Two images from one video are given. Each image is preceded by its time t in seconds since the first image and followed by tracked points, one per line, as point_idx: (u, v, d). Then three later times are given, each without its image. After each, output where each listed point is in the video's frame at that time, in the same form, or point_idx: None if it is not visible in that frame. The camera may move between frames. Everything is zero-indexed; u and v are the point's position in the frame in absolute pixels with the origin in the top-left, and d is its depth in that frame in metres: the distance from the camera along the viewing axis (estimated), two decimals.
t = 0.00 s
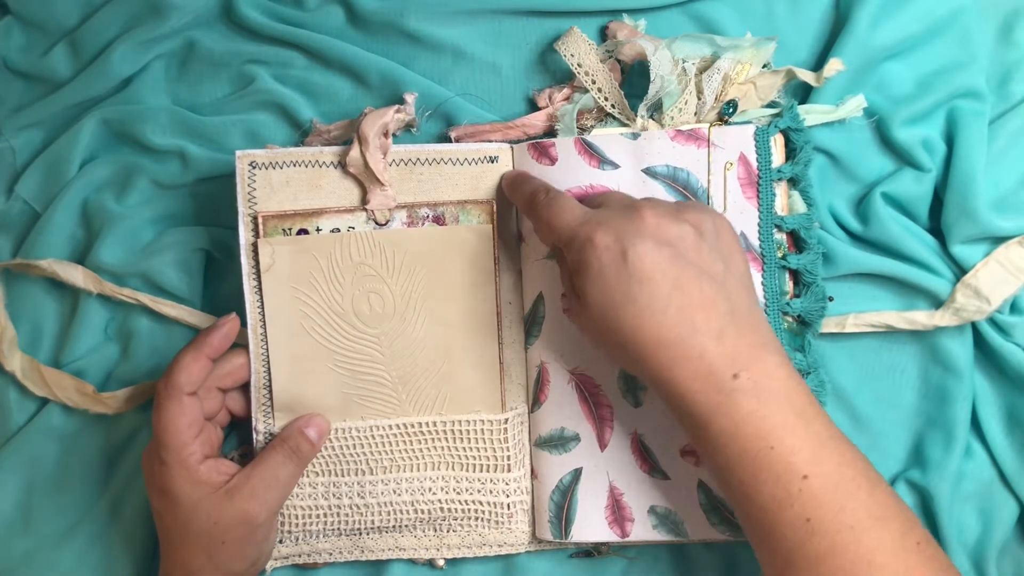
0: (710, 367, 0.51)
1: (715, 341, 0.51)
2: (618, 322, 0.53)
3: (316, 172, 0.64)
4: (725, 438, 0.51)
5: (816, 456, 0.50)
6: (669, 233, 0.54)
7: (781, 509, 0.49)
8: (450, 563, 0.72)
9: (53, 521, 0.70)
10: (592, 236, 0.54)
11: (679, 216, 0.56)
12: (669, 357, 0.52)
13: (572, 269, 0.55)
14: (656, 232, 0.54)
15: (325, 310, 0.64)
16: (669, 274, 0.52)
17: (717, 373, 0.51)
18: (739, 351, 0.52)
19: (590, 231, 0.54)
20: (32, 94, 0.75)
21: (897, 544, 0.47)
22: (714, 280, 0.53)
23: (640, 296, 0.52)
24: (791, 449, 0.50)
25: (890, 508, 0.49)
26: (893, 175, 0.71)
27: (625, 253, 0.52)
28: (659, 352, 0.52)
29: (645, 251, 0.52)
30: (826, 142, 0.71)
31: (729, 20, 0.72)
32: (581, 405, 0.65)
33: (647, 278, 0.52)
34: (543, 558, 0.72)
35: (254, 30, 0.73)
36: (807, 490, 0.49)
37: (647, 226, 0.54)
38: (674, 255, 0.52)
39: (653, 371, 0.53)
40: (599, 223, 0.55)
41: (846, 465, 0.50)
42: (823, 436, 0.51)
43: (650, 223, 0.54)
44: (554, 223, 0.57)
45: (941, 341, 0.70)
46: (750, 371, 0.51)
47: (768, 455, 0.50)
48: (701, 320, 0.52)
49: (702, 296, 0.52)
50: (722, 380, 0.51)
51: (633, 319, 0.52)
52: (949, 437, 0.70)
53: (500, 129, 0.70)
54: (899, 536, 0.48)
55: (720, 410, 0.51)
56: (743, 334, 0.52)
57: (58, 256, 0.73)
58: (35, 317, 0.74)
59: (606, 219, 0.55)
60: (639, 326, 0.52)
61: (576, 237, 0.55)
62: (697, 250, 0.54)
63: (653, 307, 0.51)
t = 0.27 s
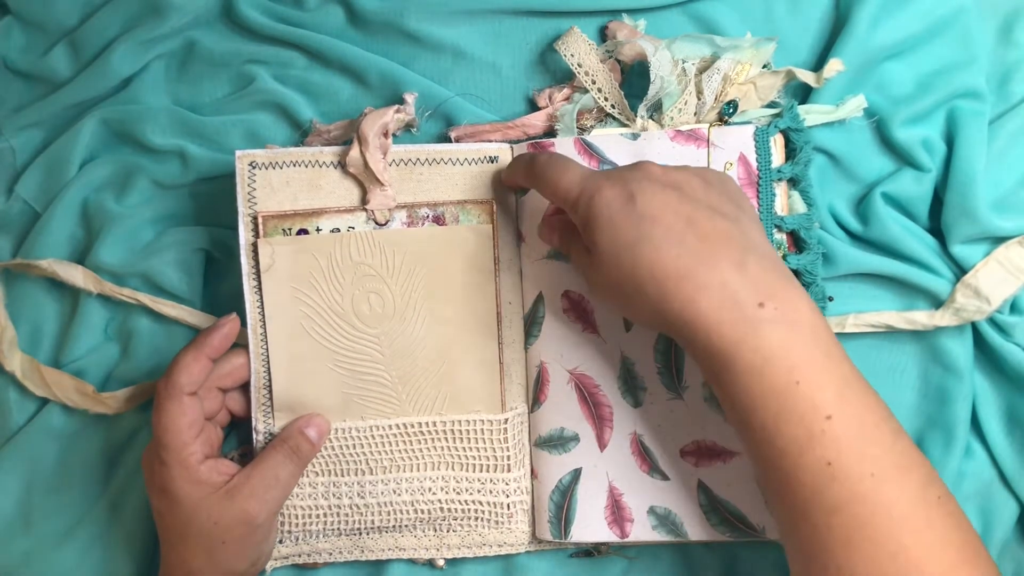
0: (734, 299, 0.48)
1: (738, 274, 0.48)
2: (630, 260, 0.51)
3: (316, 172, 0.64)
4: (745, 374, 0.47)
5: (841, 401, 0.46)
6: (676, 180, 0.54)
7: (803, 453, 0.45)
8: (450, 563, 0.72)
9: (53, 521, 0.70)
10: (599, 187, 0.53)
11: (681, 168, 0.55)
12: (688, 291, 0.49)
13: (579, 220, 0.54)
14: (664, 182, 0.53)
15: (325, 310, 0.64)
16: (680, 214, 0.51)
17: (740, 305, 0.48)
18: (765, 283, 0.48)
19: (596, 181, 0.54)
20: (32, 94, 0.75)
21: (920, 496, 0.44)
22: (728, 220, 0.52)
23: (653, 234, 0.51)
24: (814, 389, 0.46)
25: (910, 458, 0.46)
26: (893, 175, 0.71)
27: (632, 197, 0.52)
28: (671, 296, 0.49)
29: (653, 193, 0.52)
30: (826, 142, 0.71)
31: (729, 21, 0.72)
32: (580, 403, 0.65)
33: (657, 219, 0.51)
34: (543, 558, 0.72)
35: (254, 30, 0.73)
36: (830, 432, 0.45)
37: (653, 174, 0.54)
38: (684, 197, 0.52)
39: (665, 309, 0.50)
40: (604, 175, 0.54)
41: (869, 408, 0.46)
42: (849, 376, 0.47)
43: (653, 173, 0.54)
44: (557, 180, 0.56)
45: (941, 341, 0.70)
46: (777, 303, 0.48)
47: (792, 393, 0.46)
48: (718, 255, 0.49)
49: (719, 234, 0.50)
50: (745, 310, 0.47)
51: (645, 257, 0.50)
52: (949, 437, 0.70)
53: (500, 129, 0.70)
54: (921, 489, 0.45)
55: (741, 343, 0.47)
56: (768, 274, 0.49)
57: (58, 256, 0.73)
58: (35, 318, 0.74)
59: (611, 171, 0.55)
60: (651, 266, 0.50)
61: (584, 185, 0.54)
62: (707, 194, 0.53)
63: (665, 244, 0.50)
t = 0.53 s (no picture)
0: (738, 317, 0.48)
1: (742, 291, 0.48)
2: (635, 276, 0.51)
3: (316, 172, 0.64)
4: (747, 389, 0.47)
5: (842, 417, 0.46)
6: (678, 192, 0.54)
7: (802, 467, 0.46)
8: (450, 563, 0.72)
9: (53, 521, 0.70)
10: (602, 203, 0.53)
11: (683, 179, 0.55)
12: (694, 309, 0.49)
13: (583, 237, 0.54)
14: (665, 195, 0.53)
15: (325, 310, 0.64)
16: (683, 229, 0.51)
17: (744, 322, 0.48)
18: (767, 300, 0.48)
19: (599, 197, 0.54)
20: (32, 93, 0.75)
21: (920, 512, 0.44)
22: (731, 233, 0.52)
23: (657, 251, 0.50)
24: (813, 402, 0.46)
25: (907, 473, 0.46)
26: (893, 175, 0.71)
27: (634, 212, 0.52)
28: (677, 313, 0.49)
29: (656, 207, 0.52)
30: (826, 142, 0.71)
31: (729, 21, 0.72)
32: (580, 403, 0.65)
33: (662, 236, 0.51)
34: (543, 558, 0.72)
35: (254, 30, 0.73)
36: (831, 449, 0.45)
37: (654, 187, 0.54)
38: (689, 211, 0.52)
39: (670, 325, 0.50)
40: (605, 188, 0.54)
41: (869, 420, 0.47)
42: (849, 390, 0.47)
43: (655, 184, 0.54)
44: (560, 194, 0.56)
45: (941, 341, 0.70)
46: (780, 320, 0.48)
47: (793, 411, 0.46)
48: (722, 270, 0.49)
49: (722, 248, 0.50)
50: (749, 327, 0.48)
51: (649, 274, 0.50)
52: (949, 437, 0.70)
53: (500, 129, 0.70)
54: (921, 506, 0.45)
55: (745, 361, 0.47)
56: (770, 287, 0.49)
57: (58, 256, 0.73)
58: (35, 318, 0.74)
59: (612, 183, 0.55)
60: (656, 283, 0.50)
61: (587, 199, 0.54)
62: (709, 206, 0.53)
63: (670, 261, 0.50)
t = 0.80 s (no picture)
0: (746, 382, 0.49)
1: (749, 354, 0.50)
2: (646, 342, 0.51)
3: (316, 172, 0.64)
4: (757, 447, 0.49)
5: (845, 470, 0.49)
6: (685, 250, 0.53)
7: (810, 523, 0.48)
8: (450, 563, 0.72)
9: (53, 521, 0.70)
10: (610, 262, 0.52)
11: (691, 230, 0.54)
12: (702, 376, 0.50)
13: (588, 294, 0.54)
14: (671, 250, 0.52)
15: (325, 310, 0.64)
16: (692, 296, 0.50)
17: (752, 388, 0.49)
18: (773, 361, 0.50)
19: (606, 258, 0.52)
20: (32, 94, 0.75)
21: (921, 562, 0.47)
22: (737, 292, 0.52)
23: (667, 318, 0.50)
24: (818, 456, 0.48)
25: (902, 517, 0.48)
26: (893, 175, 0.71)
27: (644, 276, 0.51)
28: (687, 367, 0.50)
29: (667, 274, 0.50)
30: (826, 142, 0.71)
31: (729, 21, 0.72)
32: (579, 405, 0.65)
33: (673, 304, 0.50)
34: (543, 557, 0.72)
35: (254, 30, 0.73)
36: (837, 505, 0.48)
37: (662, 246, 0.52)
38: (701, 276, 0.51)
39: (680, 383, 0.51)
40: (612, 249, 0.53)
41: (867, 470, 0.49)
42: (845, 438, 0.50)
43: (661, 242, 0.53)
44: (566, 256, 0.55)
45: (941, 342, 0.70)
46: (785, 384, 0.49)
47: (800, 468, 0.48)
48: (729, 334, 0.50)
49: (731, 311, 0.50)
50: (757, 394, 0.49)
51: (660, 341, 0.50)
52: (948, 437, 0.70)
53: (500, 129, 0.70)
54: (923, 556, 0.47)
55: (754, 424, 0.49)
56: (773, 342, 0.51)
57: (58, 256, 0.73)
58: (35, 318, 0.74)
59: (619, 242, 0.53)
60: (665, 347, 0.50)
61: (593, 261, 0.53)
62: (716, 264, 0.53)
63: (679, 327, 0.50)
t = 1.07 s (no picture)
0: (773, 506, 0.51)
1: (772, 469, 0.51)
2: (672, 463, 0.53)
3: (316, 171, 0.64)
4: (787, 563, 0.50)
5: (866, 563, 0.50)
6: (703, 362, 0.54)
7: None
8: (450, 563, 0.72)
9: (53, 520, 0.70)
10: (628, 379, 0.54)
11: (713, 339, 0.56)
12: (728, 494, 0.51)
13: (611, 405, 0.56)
14: (691, 366, 0.54)
15: (324, 311, 0.64)
16: (712, 412, 0.52)
17: (780, 515, 0.51)
18: (795, 479, 0.51)
19: (625, 377, 0.55)
20: (32, 94, 0.75)
21: None
22: (758, 410, 0.53)
23: (685, 439, 0.52)
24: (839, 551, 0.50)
25: None
26: (893, 175, 0.71)
27: (665, 400, 0.53)
28: (717, 484, 0.52)
29: (685, 393, 0.53)
30: (826, 143, 0.71)
31: (729, 20, 0.72)
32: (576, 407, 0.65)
33: (693, 426, 0.52)
34: (543, 557, 0.72)
35: (254, 30, 0.73)
36: None
37: (683, 362, 0.54)
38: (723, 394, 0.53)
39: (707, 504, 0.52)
40: (635, 360, 0.55)
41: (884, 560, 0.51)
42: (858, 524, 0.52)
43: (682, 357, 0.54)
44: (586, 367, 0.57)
45: (941, 342, 0.70)
46: (807, 502, 0.51)
47: None
48: (754, 451, 0.52)
49: (750, 429, 0.52)
50: (782, 517, 0.51)
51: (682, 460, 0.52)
52: (949, 437, 0.70)
53: (500, 128, 0.70)
54: None
55: (783, 537, 0.51)
56: (794, 456, 0.52)
57: (58, 256, 0.73)
58: (35, 317, 0.74)
59: (644, 354, 0.55)
60: (689, 462, 0.52)
61: (614, 375, 0.55)
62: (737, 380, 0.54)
63: (704, 442, 0.52)
